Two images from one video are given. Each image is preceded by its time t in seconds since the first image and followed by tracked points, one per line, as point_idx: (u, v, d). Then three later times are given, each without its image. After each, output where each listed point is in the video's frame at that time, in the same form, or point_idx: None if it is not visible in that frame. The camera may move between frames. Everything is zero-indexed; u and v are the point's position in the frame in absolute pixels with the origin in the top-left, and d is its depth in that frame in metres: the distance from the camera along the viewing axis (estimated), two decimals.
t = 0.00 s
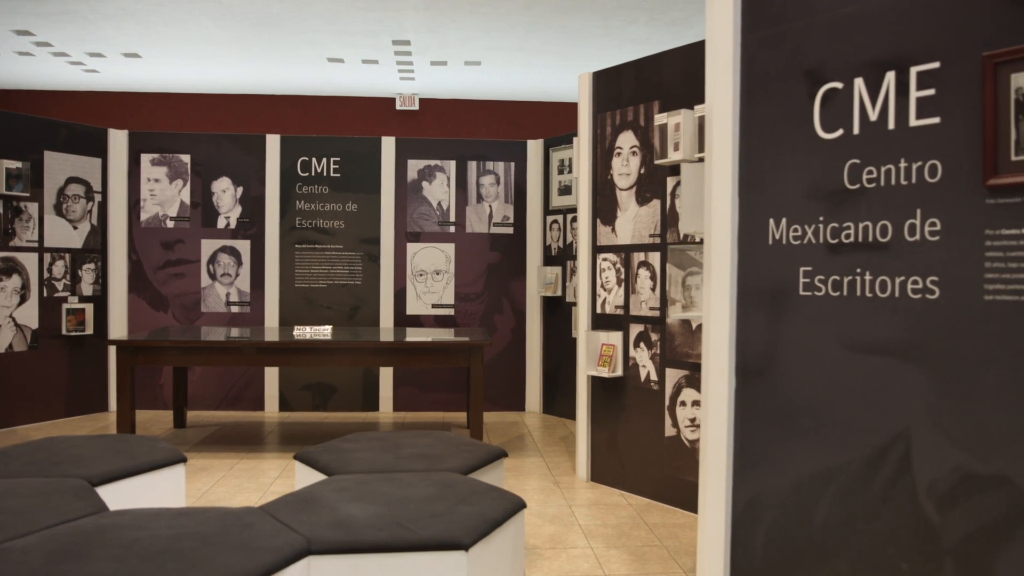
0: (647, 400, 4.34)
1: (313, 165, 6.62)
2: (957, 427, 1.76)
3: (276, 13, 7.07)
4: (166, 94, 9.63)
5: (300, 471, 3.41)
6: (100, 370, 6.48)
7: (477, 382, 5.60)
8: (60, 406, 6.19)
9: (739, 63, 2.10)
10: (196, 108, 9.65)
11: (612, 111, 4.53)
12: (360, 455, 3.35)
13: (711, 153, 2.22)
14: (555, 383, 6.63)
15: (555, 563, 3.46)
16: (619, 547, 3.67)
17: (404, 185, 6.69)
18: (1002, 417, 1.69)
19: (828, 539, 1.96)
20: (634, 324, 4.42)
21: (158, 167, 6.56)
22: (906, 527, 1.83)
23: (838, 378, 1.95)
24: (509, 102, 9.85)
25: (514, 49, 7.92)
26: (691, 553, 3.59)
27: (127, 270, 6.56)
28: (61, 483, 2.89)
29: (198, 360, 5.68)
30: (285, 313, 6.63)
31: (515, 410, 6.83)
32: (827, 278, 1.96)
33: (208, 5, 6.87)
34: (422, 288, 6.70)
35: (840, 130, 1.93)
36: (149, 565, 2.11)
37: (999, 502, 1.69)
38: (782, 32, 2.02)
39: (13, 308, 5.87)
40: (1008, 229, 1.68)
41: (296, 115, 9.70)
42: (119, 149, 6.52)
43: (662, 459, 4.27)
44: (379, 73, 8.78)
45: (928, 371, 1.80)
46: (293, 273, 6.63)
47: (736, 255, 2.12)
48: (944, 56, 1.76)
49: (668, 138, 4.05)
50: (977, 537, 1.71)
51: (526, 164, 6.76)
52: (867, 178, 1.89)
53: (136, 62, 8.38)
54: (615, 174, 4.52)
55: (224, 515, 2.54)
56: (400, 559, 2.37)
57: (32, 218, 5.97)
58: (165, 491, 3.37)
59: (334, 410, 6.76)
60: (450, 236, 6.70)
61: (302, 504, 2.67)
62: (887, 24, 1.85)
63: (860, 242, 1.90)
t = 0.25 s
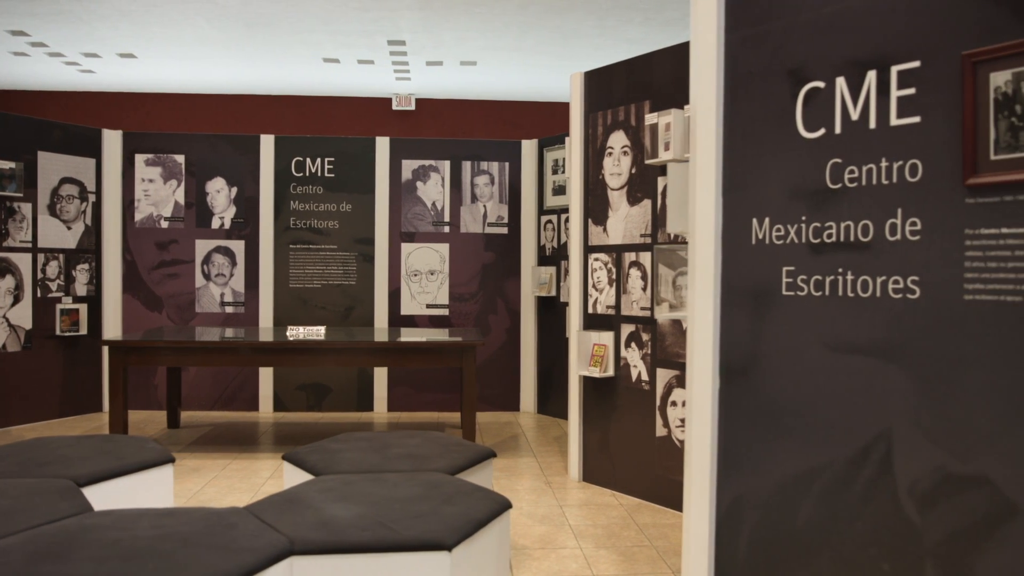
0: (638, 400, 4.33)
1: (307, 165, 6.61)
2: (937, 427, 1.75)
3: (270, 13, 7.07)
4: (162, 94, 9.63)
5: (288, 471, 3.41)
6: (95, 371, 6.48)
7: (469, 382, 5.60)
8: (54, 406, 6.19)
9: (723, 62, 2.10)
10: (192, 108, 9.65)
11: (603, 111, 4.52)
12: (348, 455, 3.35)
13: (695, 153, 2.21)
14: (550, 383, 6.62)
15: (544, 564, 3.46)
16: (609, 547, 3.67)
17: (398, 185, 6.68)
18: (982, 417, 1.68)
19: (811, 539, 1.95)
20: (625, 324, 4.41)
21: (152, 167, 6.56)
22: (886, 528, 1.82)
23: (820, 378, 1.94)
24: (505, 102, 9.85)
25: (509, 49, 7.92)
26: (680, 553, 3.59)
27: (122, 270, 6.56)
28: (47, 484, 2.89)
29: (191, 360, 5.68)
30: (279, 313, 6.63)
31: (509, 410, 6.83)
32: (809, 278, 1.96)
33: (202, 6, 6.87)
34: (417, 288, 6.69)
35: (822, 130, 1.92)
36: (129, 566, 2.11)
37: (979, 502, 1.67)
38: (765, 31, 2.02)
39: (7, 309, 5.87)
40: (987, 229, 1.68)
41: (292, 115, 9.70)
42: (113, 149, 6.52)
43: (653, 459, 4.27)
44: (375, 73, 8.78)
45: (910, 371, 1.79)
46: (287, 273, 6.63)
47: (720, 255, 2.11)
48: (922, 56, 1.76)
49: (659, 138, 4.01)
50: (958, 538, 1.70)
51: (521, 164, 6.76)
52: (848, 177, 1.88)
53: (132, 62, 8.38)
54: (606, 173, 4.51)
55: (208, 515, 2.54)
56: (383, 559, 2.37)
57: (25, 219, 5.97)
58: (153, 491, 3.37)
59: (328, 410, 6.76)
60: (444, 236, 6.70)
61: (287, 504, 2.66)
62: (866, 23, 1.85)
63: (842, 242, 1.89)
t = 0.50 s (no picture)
0: (629, 400, 4.32)
1: (301, 165, 6.61)
2: (915, 427, 1.73)
3: (265, 13, 7.06)
4: (158, 95, 9.63)
5: (275, 471, 3.41)
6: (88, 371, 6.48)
7: (461, 382, 5.59)
8: (47, 406, 6.20)
9: (706, 62, 2.09)
10: (188, 108, 9.65)
11: (594, 111, 4.52)
12: (335, 455, 3.34)
13: (679, 152, 2.21)
14: (544, 383, 6.62)
15: (532, 564, 3.45)
16: (598, 547, 3.66)
17: (392, 185, 6.68)
18: (960, 418, 1.66)
19: (792, 539, 1.93)
20: (616, 324, 4.41)
21: (146, 167, 6.56)
22: (866, 529, 1.81)
23: (801, 378, 1.93)
24: (501, 102, 9.85)
25: (504, 48, 7.91)
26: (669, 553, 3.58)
27: (115, 270, 6.55)
28: (31, 484, 2.88)
29: (183, 360, 5.68)
30: (273, 313, 6.62)
31: (503, 410, 6.82)
32: (790, 278, 1.94)
33: (196, 6, 6.87)
34: (411, 288, 6.69)
35: (803, 129, 1.91)
36: (107, 566, 2.10)
37: (957, 504, 1.65)
38: (746, 30, 2.01)
39: None
40: (965, 228, 1.65)
41: (289, 115, 9.70)
42: (107, 149, 6.51)
43: (643, 459, 4.26)
44: (371, 72, 8.78)
45: (889, 371, 1.77)
46: (281, 273, 6.63)
47: (702, 255, 2.11)
48: (898, 55, 1.75)
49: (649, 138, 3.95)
50: (935, 539, 1.68)
51: (515, 164, 6.76)
52: (829, 177, 1.87)
53: (127, 62, 8.37)
54: (597, 173, 4.50)
55: (190, 515, 2.53)
56: (364, 559, 2.37)
57: (18, 219, 5.97)
58: (139, 491, 3.37)
59: (322, 410, 6.75)
60: (438, 236, 6.69)
61: (270, 504, 2.66)
62: (843, 22, 1.84)
63: (822, 242, 1.88)
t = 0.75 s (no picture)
0: (620, 401, 4.32)
1: (295, 165, 6.61)
2: (895, 428, 1.72)
3: (259, 13, 7.05)
4: (154, 95, 9.63)
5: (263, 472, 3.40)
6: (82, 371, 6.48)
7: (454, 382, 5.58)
8: (41, 407, 6.20)
9: (689, 62, 2.09)
10: (184, 108, 9.65)
11: (586, 111, 4.51)
12: (322, 455, 3.34)
13: (662, 152, 2.20)
14: (538, 384, 6.61)
15: (520, 565, 3.45)
16: (587, 548, 3.66)
17: (386, 185, 6.68)
18: (938, 418, 1.65)
19: (773, 540, 1.93)
20: (607, 324, 4.40)
21: (140, 167, 6.56)
22: (846, 530, 1.80)
23: (782, 378, 1.92)
24: (498, 102, 9.85)
25: (500, 48, 7.90)
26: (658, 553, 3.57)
27: (110, 270, 6.55)
28: (17, 484, 2.88)
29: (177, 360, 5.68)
30: (267, 314, 6.62)
31: (498, 410, 6.82)
32: (772, 278, 1.94)
33: (191, 6, 6.86)
34: (405, 288, 6.69)
35: (784, 129, 1.90)
36: (87, 566, 2.10)
37: (935, 504, 1.65)
38: (727, 30, 2.01)
39: None
40: (944, 228, 1.64)
41: (285, 115, 9.71)
42: (101, 149, 6.51)
43: (634, 459, 4.26)
44: (367, 73, 8.77)
45: (869, 371, 1.76)
46: (275, 273, 6.63)
47: (685, 255, 2.10)
48: (874, 54, 1.74)
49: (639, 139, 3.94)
50: (913, 539, 1.68)
51: (509, 164, 6.75)
52: (809, 177, 1.86)
53: (123, 62, 8.37)
54: (588, 173, 4.50)
55: (174, 515, 2.53)
56: (346, 560, 2.36)
57: (12, 219, 5.98)
58: (127, 491, 3.37)
59: (316, 410, 6.75)
60: (432, 236, 6.69)
61: (254, 505, 2.66)
62: (820, 21, 1.83)
63: (803, 242, 1.87)
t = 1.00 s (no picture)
0: (611, 401, 4.31)
1: (290, 166, 6.60)
2: (875, 428, 1.71)
3: (254, 13, 7.05)
4: (151, 95, 9.63)
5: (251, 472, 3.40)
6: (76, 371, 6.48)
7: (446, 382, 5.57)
8: (35, 407, 6.21)
9: (672, 61, 2.07)
10: (181, 109, 9.65)
11: (577, 111, 4.51)
12: (310, 455, 3.34)
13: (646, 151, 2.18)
14: (532, 384, 6.61)
15: (508, 565, 3.45)
16: (575, 548, 3.66)
17: (381, 185, 6.68)
18: (917, 418, 1.64)
19: (755, 540, 1.91)
20: (598, 325, 4.40)
21: (134, 168, 6.56)
22: (827, 531, 1.79)
23: (764, 379, 1.91)
24: (494, 102, 9.85)
25: (495, 48, 7.90)
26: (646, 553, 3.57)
27: (104, 271, 6.55)
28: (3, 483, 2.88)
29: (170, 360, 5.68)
30: (261, 314, 6.62)
31: (492, 411, 6.82)
32: (754, 278, 1.93)
33: (185, 6, 6.85)
34: (399, 289, 6.69)
35: (766, 129, 1.89)
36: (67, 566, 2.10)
37: (915, 505, 1.64)
38: (709, 29, 1.99)
39: None
40: (922, 228, 1.63)
41: (282, 116, 9.71)
42: (95, 149, 6.51)
43: (624, 459, 4.25)
44: (363, 73, 8.77)
45: (849, 372, 1.75)
46: (270, 273, 6.63)
47: (667, 254, 2.08)
48: (851, 53, 1.74)
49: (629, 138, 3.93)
50: (893, 540, 1.67)
51: (503, 164, 6.75)
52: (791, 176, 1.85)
53: (118, 62, 8.37)
54: (579, 173, 4.50)
55: (157, 515, 2.53)
56: (329, 560, 2.36)
57: (5, 220, 5.98)
58: (115, 491, 3.37)
59: (310, 411, 6.75)
60: (426, 236, 6.69)
61: (239, 505, 2.65)
62: (800, 20, 1.82)
63: (784, 242, 1.86)
